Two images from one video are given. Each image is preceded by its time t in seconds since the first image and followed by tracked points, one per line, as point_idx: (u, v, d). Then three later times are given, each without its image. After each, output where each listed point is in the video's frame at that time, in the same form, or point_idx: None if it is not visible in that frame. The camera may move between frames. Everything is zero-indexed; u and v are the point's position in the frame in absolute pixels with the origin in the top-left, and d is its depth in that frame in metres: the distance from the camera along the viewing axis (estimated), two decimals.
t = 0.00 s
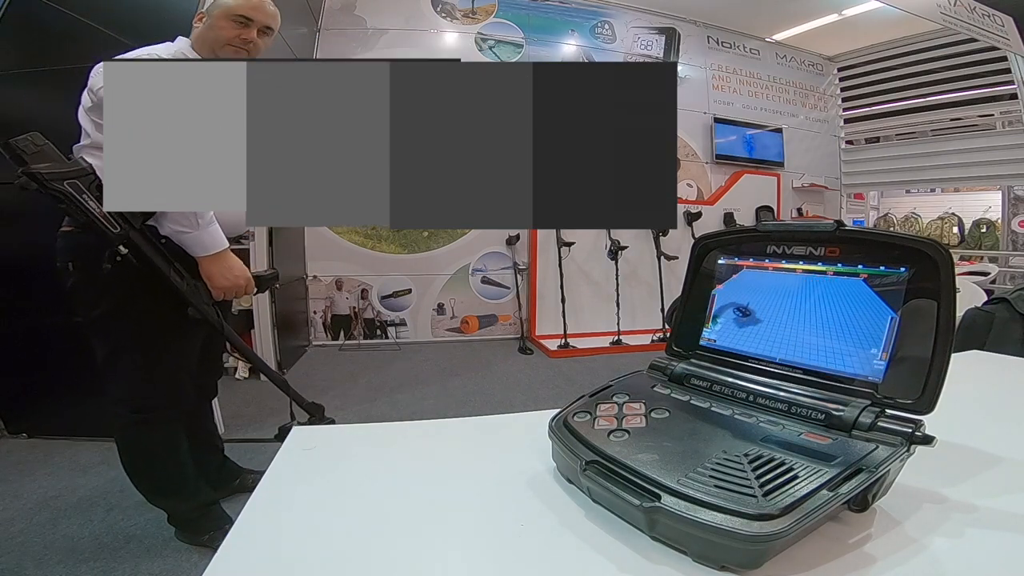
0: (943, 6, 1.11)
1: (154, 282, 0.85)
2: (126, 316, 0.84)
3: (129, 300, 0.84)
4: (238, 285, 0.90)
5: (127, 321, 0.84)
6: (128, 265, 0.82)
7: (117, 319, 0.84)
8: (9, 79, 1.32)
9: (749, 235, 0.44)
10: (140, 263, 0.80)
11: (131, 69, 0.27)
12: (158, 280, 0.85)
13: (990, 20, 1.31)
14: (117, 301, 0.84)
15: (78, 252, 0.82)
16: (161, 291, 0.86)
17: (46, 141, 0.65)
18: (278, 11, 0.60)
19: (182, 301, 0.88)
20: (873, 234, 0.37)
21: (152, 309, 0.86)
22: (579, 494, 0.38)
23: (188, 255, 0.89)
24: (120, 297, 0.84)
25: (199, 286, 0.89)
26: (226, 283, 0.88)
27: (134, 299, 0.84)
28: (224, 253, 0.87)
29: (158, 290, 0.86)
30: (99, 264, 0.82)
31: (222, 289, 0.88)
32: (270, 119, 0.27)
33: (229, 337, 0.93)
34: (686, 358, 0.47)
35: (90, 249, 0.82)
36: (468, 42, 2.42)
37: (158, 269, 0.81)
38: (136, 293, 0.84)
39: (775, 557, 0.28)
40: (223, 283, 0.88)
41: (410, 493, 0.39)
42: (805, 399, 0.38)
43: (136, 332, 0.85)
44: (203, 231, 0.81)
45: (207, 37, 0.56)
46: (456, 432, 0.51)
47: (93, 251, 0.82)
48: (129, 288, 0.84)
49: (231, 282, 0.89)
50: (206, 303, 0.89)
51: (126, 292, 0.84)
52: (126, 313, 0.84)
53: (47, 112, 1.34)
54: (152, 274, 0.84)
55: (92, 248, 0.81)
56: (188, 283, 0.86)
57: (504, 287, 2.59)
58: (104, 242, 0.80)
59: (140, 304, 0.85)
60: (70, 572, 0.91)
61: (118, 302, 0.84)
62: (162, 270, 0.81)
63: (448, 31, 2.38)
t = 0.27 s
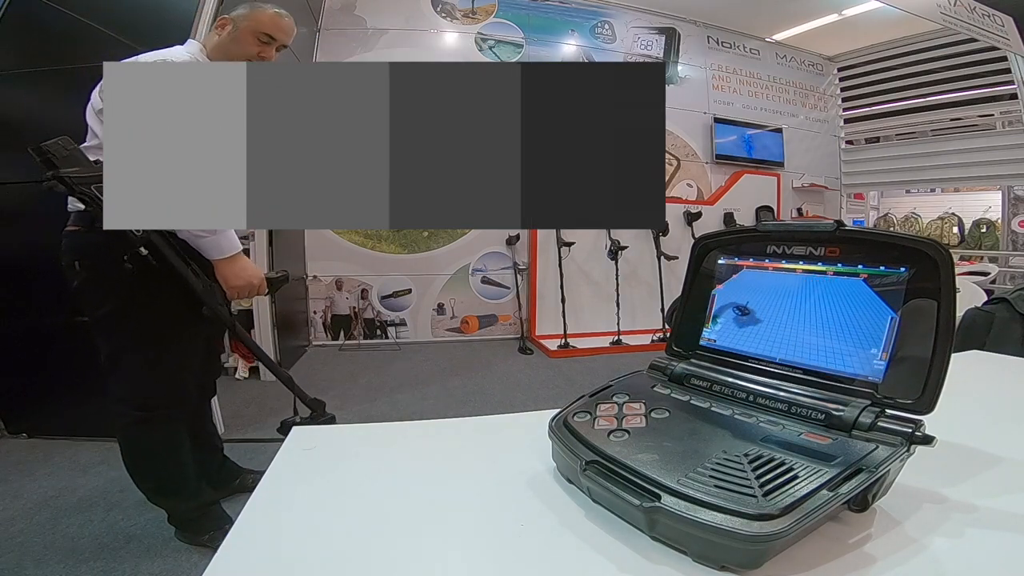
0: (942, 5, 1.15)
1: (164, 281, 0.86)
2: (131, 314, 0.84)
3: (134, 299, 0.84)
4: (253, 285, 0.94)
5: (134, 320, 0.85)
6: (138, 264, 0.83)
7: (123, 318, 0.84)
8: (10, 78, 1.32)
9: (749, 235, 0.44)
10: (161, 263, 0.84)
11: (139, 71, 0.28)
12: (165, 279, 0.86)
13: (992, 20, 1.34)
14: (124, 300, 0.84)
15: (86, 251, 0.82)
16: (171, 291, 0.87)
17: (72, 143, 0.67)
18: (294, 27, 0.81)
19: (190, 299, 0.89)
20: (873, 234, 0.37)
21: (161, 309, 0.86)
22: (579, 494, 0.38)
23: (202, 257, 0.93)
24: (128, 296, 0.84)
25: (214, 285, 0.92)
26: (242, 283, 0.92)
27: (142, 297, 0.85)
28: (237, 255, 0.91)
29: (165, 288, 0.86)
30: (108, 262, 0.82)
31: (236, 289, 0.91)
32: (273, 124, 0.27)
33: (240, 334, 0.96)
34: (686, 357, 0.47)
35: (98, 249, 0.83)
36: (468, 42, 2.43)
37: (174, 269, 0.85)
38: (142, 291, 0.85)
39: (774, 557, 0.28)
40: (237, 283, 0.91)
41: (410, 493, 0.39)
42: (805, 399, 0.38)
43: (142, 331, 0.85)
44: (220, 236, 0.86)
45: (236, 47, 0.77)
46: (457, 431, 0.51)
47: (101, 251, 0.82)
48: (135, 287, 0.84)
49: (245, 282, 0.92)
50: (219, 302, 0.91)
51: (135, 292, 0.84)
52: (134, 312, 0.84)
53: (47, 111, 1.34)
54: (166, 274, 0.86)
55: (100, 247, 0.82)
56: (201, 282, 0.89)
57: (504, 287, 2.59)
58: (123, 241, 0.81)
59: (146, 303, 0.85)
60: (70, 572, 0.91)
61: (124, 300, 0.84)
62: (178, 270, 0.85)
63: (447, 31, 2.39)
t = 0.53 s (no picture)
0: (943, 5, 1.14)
1: (173, 281, 0.86)
2: (137, 314, 0.84)
3: (142, 299, 0.84)
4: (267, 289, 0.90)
5: (143, 319, 0.85)
6: (148, 263, 0.83)
7: (131, 318, 0.84)
8: (9, 79, 1.33)
9: (749, 235, 0.44)
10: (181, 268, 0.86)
11: (147, 71, 0.27)
12: (171, 279, 0.86)
13: (992, 20, 1.33)
14: (135, 300, 0.84)
15: (92, 251, 0.83)
16: (181, 292, 0.88)
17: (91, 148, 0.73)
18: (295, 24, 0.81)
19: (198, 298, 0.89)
20: (872, 234, 0.37)
21: (172, 309, 0.87)
22: (579, 494, 0.38)
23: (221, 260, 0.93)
24: (138, 296, 0.84)
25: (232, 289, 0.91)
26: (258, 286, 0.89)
27: (150, 297, 0.85)
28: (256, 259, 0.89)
29: (174, 288, 0.86)
30: (116, 262, 0.83)
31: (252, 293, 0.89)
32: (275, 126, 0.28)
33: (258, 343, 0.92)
34: (686, 358, 0.47)
35: (104, 249, 0.83)
36: (467, 42, 2.43)
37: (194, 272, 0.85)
38: (150, 291, 0.84)
39: (774, 557, 0.28)
40: (255, 286, 0.89)
41: (410, 493, 0.39)
42: (805, 399, 0.38)
43: (150, 331, 0.85)
44: (238, 239, 0.85)
45: (235, 44, 0.78)
46: (457, 431, 0.51)
47: (109, 252, 0.83)
48: (140, 287, 0.84)
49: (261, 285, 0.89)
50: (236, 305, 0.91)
51: (144, 292, 0.84)
52: (144, 312, 0.85)
53: (45, 110, 1.34)
54: (181, 276, 0.87)
55: (108, 247, 0.82)
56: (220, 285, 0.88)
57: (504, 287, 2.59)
58: (137, 242, 0.82)
59: (153, 302, 0.85)
60: (70, 572, 0.91)
61: (132, 300, 0.84)
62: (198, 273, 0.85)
63: (448, 31, 2.39)
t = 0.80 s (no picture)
0: (943, 6, 1.14)
1: (174, 281, 0.86)
2: (138, 315, 0.85)
3: (141, 299, 0.84)
4: (272, 298, 0.88)
5: (146, 320, 0.85)
6: (150, 264, 0.84)
7: (134, 318, 0.84)
8: (9, 78, 1.33)
9: (750, 234, 0.44)
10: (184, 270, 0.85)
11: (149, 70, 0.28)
12: (173, 279, 0.86)
13: (993, 20, 1.33)
14: (139, 300, 0.84)
15: (94, 251, 0.83)
16: (183, 292, 0.87)
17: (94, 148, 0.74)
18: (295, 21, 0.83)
19: (197, 299, 0.89)
20: (872, 234, 0.37)
21: (175, 309, 0.87)
22: (578, 494, 0.38)
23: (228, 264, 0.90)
24: (142, 297, 0.84)
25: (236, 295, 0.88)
26: (261, 293, 0.88)
27: (149, 297, 0.85)
28: (262, 263, 0.88)
29: (173, 288, 0.86)
30: (118, 263, 0.83)
31: (257, 299, 0.88)
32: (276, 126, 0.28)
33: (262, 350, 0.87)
34: (686, 358, 0.47)
35: (106, 249, 0.83)
36: (468, 42, 2.42)
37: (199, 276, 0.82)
38: (150, 291, 0.84)
39: (773, 557, 0.28)
40: (258, 293, 0.88)
41: (410, 493, 0.39)
42: (805, 399, 0.38)
43: (152, 331, 0.85)
44: (244, 242, 0.85)
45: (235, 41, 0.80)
46: (459, 431, 0.51)
47: (110, 252, 0.83)
48: (141, 287, 0.84)
49: (265, 292, 0.88)
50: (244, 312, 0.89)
51: (144, 293, 0.84)
52: (147, 312, 0.85)
53: (44, 110, 1.34)
54: (185, 279, 0.87)
55: (110, 247, 0.83)
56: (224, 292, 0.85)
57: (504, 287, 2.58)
58: (142, 243, 0.83)
59: (154, 303, 0.85)
60: (71, 572, 0.91)
61: (131, 300, 0.84)
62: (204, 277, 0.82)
63: (447, 30, 2.39)
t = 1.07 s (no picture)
0: (943, 6, 1.14)
1: (173, 281, 0.86)
2: (138, 315, 0.85)
3: (142, 299, 0.84)
4: (270, 300, 0.88)
5: (146, 320, 0.85)
6: (149, 264, 0.84)
7: (134, 318, 0.84)
8: (9, 78, 1.32)
9: (750, 234, 0.44)
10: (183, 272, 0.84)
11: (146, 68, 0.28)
12: (172, 279, 0.86)
13: (993, 20, 1.33)
14: (139, 300, 0.84)
15: (94, 251, 0.83)
16: (183, 293, 0.87)
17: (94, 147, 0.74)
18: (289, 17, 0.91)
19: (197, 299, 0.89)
20: (872, 234, 0.37)
21: (175, 310, 0.87)
22: (578, 494, 0.38)
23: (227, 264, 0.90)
24: (142, 297, 0.84)
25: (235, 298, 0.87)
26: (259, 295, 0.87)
27: (149, 297, 0.85)
28: (261, 265, 0.87)
29: (172, 288, 0.86)
30: (118, 263, 0.83)
31: (254, 301, 0.87)
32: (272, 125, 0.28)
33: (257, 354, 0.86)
34: (686, 358, 0.47)
35: (106, 249, 0.83)
36: (468, 42, 2.43)
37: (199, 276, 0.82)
38: (149, 292, 0.84)
39: (773, 557, 0.28)
40: (256, 295, 0.87)
41: (411, 493, 0.39)
42: (806, 399, 0.38)
43: (152, 332, 0.85)
44: (241, 242, 0.84)
45: (238, 41, 0.87)
46: (459, 431, 0.51)
47: (110, 252, 0.83)
48: (141, 287, 0.84)
49: (263, 294, 0.87)
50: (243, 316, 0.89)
51: (144, 293, 0.84)
52: (148, 313, 0.85)
53: (43, 110, 1.34)
54: (185, 279, 0.87)
55: (110, 248, 0.83)
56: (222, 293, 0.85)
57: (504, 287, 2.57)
58: (142, 243, 0.83)
59: (154, 303, 0.85)
60: (71, 572, 0.91)
61: (131, 300, 0.84)
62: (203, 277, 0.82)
63: (448, 30, 2.39)
